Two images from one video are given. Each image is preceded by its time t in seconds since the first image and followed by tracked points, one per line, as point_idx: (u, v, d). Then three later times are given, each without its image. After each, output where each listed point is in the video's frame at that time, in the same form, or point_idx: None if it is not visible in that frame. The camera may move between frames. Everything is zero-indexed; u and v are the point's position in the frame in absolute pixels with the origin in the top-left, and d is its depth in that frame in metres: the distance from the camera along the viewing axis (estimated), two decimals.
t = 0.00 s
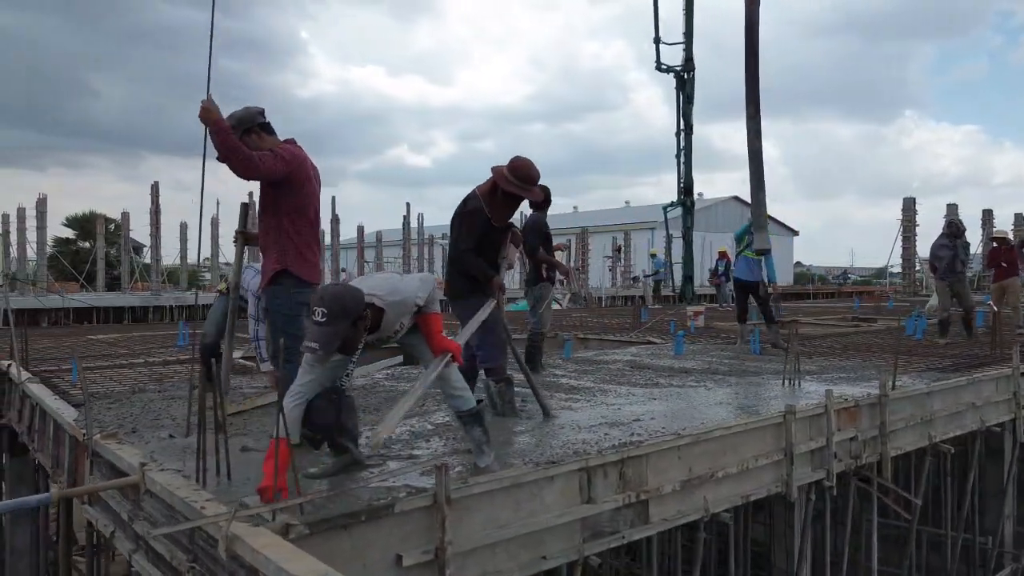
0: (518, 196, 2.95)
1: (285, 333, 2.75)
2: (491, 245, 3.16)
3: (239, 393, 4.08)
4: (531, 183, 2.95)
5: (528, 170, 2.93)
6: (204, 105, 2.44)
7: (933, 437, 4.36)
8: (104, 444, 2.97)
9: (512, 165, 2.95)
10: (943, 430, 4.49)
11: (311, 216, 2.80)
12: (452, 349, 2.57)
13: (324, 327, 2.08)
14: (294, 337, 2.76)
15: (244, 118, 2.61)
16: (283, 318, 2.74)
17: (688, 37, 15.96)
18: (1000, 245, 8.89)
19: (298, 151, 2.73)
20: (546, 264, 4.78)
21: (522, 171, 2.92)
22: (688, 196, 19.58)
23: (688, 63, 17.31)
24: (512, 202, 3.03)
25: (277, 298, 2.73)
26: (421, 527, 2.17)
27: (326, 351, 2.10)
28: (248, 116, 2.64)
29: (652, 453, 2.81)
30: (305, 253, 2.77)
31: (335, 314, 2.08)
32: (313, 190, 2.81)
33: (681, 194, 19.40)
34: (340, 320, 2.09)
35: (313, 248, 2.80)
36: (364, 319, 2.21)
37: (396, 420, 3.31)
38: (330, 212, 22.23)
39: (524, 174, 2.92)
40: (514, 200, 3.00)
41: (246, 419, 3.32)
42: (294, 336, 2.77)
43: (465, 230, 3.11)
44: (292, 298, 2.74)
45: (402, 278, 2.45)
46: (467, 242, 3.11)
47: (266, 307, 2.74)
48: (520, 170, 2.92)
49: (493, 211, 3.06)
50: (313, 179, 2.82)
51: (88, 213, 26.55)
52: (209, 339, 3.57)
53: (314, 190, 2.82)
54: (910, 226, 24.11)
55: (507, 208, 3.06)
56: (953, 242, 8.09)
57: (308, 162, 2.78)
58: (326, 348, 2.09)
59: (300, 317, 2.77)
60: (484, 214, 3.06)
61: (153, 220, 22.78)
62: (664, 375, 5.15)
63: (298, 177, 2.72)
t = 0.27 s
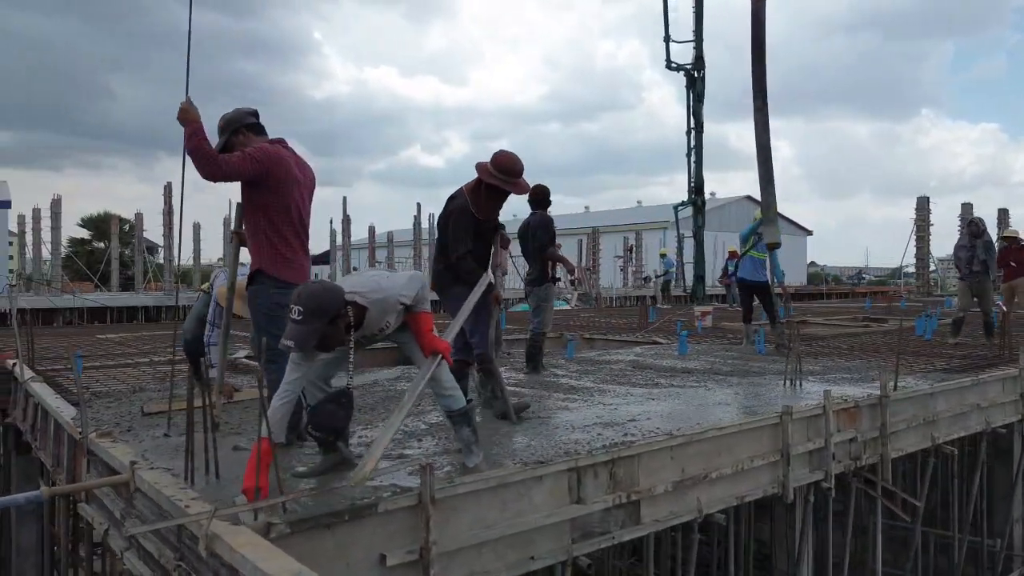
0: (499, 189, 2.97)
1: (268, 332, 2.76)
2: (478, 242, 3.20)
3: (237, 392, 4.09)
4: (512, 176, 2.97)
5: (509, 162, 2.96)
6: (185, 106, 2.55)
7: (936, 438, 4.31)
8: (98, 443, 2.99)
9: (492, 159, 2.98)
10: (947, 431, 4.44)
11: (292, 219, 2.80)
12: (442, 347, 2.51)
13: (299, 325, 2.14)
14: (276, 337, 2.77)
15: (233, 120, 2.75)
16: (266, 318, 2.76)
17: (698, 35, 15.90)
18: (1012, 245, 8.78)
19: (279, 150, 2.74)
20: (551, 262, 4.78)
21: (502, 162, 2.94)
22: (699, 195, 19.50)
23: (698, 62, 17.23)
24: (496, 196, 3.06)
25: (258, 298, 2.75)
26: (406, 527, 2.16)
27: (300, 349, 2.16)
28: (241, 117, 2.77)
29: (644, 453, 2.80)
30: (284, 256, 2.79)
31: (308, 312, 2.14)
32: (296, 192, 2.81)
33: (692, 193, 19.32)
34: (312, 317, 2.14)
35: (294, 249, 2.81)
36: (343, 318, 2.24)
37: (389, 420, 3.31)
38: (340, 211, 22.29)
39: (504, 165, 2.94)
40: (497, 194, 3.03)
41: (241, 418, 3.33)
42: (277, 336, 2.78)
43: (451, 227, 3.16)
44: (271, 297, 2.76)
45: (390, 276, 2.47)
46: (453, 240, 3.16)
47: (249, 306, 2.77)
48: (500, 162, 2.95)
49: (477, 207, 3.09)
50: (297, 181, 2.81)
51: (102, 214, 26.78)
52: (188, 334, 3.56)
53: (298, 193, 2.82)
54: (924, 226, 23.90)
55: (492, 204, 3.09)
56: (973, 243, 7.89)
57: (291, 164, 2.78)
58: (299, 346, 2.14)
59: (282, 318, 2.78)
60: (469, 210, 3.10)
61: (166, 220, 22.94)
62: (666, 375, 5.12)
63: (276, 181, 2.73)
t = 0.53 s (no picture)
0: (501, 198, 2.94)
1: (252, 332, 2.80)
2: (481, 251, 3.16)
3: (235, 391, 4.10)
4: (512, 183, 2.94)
5: (508, 169, 2.93)
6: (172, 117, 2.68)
7: (938, 440, 4.25)
8: (93, 442, 3.01)
9: (490, 166, 2.93)
10: (950, 432, 4.38)
11: (277, 221, 2.81)
12: (432, 346, 2.43)
13: (276, 320, 2.15)
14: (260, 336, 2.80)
15: (221, 123, 2.89)
16: (251, 317, 2.78)
17: (708, 33, 15.80)
18: None
19: (262, 154, 2.77)
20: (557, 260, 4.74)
21: (503, 170, 2.91)
22: (709, 194, 19.39)
23: (708, 60, 17.14)
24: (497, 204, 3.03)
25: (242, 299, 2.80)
26: (392, 526, 2.16)
27: (277, 346, 2.15)
28: (230, 122, 2.90)
29: (635, 454, 2.79)
30: (270, 258, 2.80)
31: (286, 308, 2.13)
32: (281, 194, 2.82)
33: (702, 193, 19.23)
34: (290, 313, 2.14)
35: (280, 249, 2.82)
36: (325, 314, 2.25)
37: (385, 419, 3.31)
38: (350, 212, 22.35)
39: (504, 173, 2.91)
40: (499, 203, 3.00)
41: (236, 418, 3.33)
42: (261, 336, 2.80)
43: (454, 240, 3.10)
44: (257, 296, 2.80)
45: (380, 276, 2.48)
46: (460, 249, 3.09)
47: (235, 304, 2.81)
48: (500, 170, 2.92)
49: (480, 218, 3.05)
50: (281, 183, 2.82)
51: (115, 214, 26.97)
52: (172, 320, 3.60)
53: (283, 195, 2.83)
54: (937, 225, 23.67)
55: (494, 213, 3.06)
56: (993, 242, 7.67)
57: (273, 166, 2.79)
58: (275, 342, 2.12)
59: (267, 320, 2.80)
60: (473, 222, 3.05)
61: (177, 220, 23.06)
62: (667, 375, 5.09)
63: (258, 184, 2.74)
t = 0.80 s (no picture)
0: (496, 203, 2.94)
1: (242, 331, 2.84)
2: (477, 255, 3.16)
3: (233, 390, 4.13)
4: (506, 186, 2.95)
5: (501, 172, 2.93)
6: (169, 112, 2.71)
7: (938, 441, 4.21)
8: (87, 441, 3.03)
9: (483, 170, 2.93)
10: (950, 434, 4.34)
11: (266, 220, 2.84)
12: (423, 346, 2.37)
13: (262, 318, 2.15)
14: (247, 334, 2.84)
15: (216, 122, 2.90)
16: (240, 316, 2.84)
17: (716, 32, 15.73)
18: None
19: (255, 154, 2.81)
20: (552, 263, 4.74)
21: (497, 174, 2.91)
22: (718, 194, 19.31)
23: (716, 60, 17.07)
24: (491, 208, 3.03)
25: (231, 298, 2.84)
26: (375, 526, 2.17)
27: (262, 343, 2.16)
28: (226, 121, 2.91)
29: (624, 455, 2.78)
30: (257, 257, 2.82)
31: (270, 306, 2.14)
32: (270, 195, 2.85)
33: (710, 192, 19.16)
34: (274, 312, 2.14)
35: (269, 248, 2.85)
36: (313, 314, 2.22)
37: (377, 418, 3.32)
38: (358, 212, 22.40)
39: (498, 177, 2.91)
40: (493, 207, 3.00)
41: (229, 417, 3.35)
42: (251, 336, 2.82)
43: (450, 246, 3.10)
44: (245, 295, 2.83)
45: (374, 274, 2.43)
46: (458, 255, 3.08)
47: (225, 303, 2.86)
48: (494, 174, 2.91)
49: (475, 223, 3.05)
50: (271, 183, 2.85)
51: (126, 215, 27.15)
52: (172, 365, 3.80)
53: (272, 195, 2.86)
54: (949, 224, 23.48)
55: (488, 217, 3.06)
56: (1001, 242, 7.63)
57: (264, 166, 2.82)
58: (259, 339, 2.13)
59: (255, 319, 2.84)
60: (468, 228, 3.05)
61: (188, 221, 23.20)
62: (666, 376, 5.08)
63: (248, 183, 2.77)
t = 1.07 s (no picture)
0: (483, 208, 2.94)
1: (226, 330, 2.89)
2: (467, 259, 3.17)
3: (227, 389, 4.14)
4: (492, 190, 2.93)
5: (485, 177, 2.90)
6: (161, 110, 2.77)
7: (934, 442, 4.19)
8: (76, 439, 3.04)
9: (468, 176, 2.90)
10: (946, 434, 4.33)
11: (246, 220, 2.88)
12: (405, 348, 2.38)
13: (237, 319, 2.18)
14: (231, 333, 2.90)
15: (207, 122, 2.92)
16: (224, 315, 2.91)
17: (721, 31, 15.71)
18: None
19: (241, 154, 2.87)
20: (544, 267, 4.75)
21: (482, 180, 2.89)
22: (723, 194, 19.27)
23: (722, 59, 17.04)
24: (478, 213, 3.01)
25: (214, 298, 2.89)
26: (356, 525, 2.17)
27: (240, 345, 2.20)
28: (216, 121, 2.93)
29: (610, 454, 2.78)
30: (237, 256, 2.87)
31: (244, 309, 2.16)
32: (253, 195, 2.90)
33: (716, 192, 19.12)
34: (249, 315, 2.17)
35: (250, 247, 2.90)
36: (290, 315, 2.23)
37: (367, 417, 3.33)
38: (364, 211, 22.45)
39: (484, 182, 2.89)
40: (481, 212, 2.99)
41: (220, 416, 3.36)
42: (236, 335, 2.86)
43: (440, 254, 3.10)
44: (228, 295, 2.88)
45: (355, 276, 2.44)
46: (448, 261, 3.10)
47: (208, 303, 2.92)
48: (479, 180, 2.89)
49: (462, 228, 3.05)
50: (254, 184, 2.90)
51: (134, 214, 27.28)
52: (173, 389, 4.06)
53: (255, 196, 2.91)
54: (957, 224, 23.34)
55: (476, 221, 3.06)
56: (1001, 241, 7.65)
57: (249, 166, 2.88)
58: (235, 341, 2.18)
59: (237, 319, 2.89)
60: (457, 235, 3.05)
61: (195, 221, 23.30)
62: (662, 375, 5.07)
63: (229, 183, 2.83)
